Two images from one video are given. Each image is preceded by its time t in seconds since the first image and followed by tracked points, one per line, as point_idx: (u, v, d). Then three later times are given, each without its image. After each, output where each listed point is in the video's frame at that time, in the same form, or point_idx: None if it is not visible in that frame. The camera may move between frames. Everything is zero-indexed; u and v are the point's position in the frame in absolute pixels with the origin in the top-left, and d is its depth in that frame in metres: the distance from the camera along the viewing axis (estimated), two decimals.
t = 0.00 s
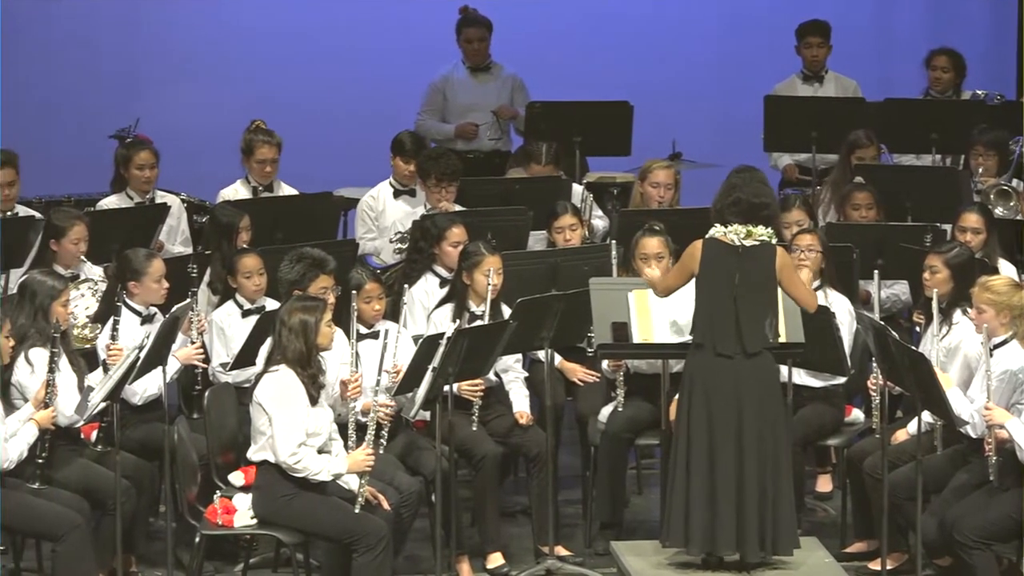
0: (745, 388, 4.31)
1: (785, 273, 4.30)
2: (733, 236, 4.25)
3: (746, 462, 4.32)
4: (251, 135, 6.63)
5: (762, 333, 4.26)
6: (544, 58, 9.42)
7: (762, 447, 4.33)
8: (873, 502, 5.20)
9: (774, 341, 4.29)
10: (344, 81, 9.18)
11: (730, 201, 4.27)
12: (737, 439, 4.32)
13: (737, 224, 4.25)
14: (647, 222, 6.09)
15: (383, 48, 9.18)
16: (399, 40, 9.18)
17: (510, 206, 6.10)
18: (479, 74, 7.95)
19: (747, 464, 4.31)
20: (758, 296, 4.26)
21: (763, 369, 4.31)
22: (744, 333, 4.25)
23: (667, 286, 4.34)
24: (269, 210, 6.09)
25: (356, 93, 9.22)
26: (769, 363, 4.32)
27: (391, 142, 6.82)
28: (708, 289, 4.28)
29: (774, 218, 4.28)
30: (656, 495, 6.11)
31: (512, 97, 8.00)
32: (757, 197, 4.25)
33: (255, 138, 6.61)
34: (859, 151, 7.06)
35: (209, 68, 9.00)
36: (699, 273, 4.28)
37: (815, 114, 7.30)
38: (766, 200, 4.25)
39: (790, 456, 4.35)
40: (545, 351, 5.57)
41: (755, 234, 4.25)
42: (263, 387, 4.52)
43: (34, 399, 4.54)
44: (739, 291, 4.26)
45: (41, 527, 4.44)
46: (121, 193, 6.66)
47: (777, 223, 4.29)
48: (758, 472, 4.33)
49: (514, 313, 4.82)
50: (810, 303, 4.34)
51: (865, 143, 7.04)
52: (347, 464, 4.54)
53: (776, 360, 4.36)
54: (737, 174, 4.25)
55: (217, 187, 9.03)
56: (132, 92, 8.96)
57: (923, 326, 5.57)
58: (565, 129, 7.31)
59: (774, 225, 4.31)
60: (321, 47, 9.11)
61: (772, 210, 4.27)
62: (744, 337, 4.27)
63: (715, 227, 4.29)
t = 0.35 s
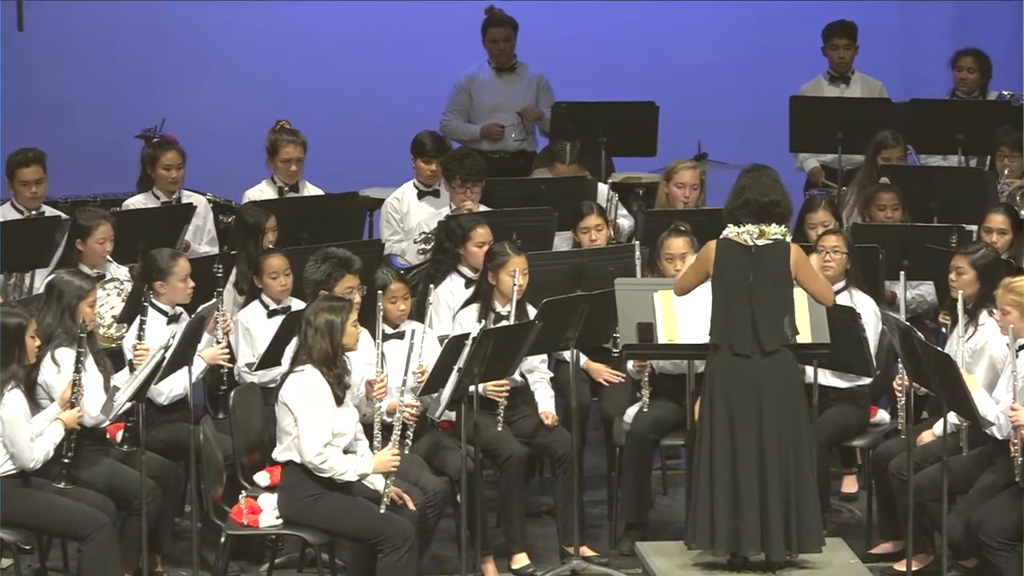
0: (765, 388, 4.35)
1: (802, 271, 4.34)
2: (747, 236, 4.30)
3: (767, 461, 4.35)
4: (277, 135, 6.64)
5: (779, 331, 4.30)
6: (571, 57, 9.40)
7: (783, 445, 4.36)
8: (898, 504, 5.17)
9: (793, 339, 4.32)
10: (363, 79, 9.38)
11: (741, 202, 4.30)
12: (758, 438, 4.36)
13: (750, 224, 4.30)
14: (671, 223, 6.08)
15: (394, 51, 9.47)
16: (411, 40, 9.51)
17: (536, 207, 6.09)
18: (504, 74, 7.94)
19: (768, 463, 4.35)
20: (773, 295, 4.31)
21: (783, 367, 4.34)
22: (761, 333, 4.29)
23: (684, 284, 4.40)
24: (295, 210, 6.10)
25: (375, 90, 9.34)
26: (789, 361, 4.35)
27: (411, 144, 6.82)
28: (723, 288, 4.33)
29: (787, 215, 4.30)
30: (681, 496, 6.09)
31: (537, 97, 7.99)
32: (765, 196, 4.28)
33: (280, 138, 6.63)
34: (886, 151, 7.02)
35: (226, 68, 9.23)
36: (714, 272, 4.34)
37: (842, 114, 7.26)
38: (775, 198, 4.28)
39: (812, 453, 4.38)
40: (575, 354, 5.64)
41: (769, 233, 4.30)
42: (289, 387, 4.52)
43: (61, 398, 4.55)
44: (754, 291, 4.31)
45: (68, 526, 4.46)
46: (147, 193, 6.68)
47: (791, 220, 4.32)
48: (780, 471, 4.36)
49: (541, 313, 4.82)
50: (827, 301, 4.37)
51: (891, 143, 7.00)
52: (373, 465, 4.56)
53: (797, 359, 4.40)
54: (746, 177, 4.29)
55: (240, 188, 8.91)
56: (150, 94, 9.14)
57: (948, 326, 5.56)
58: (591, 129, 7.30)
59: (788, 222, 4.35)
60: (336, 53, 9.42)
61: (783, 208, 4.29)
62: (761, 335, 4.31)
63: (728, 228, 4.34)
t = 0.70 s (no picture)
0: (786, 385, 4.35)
1: (820, 264, 4.37)
2: (762, 236, 4.32)
3: (788, 459, 4.34)
4: (306, 135, 6.66)
5: (798, 329, 4.30)
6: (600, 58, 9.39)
7: (804, 443, 4.35)
8: (928, 505, 5.14)
9: (813, 337, 4.32)
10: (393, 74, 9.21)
11: (753, 205, 4.35)
12: (779, 437, 4.35)
13: (766, 223, 4.32)
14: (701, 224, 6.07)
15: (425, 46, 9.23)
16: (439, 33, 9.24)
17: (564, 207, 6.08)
18: (534, 75, 7.93)
19: (789, 461, 4.34)
20: (793, 293, 4.31)
21: (804, 363, 4.34)
22: (780, 331, 4.30)
23: (705, 278, 4.45)
24: (324, 211, 6.11)
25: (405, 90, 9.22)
26: (808, 358, 4.34)
27: (444, 145, 6.83)
28: (741, 289, 4.34)
29: (800, 214, 4.33)
30: (711, 497, 6.07)
31: (566, 98, 7.98)
32: (777, 196, 4.32)
33: (309, 138, 6.64)
34: (916, 151, 6.96)
35: (253, 64, 9.05)
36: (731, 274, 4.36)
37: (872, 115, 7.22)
38: (787, 197, 4.31)
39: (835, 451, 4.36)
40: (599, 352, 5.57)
41: (785, 232, 4.32)
42: (318, 388, 4.53)
43: (90, 399, 4.57)
44: (771, 289, 4.32)
45: (97, 527, 4.47)
46: (177, 193, 6.71)
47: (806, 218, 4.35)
48: (801, 469, 4.35)
49: (569, 314, 4.80)
50: (857, 287, 4.43)
51: (921, 144, 6.94)
52: (402, 465, 4.56)
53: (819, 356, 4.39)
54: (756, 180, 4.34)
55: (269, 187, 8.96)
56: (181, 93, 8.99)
57: (979, 327, 5.52)
58: (620, 130, 7.29)
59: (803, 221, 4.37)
60: (360, 50, 9.17)
61: (796, 208, 4.32)
62: (779, 334, 4.31)
63: (745, 229, 4.36)
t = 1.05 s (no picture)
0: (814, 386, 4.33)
1: (849, 273, 4.29)
2: (793, 237, 4.30)
3: (815, 462, 4.33)
4: (339, 135, 6.67)
5: (827, 332, 4.29)
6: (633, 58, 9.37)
7: (831, 446, 4.34)
8: (961, 507, 5.11)
9: (843, 339, 4.30)
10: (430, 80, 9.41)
11: (784, 207, 4.33)
12: (806, 440, 4.34)
13: (797, 225, 4.30)
14: (735, 225, 6.05)
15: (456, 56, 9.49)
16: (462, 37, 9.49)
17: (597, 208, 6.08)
18: (567, 76, 7.92)
19: (816, 465, 4.33)
20: (823, 296, 4.29)
21: (832, 365, 4.32)
22: (808, 334, 4.28)
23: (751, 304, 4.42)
24: (358, 211, 6.12)
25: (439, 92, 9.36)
26: (835, 362, 4.32)
27: (482, 144, 6.82)
28: (772, 292, 4.33)
29: (832, 218, 4.32)
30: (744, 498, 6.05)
31: (600, 99, 7.97)
32: (810, 200, 4.30)
33: (343, 138, 6.65)
34: (948, 151, 6.92)
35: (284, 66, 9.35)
36: (762, 282, 4.34)
37: (905, 116, 7.18)
38: (820, 201, 4.30)
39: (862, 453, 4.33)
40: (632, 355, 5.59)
41: (816, 234, 4.30)
42: (351, 388, 4.53)
43: (123, 399, 4.59)
44: (802, 292, 4.30)
45: (129, 526, 4.49)
46: (211, 193, 6.73)
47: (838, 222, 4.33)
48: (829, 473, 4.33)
49: (603, 314, 4.79)
50: (874, 309, 4.32)
51: (953, 144, 6.90)
52: (435, 465, 4.56)
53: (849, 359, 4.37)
54: (787, 182, 4.31)
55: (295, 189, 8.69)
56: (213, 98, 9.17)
57: (1014, 328, 5.45)
58: (654, 130, 7.27)
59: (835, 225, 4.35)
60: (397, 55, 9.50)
61: (827, 211, 4.31)
62: (807, 337, 4.30)
63: (778, 231, 4.34)
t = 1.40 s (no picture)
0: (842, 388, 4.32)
1: (881, 270, 4.26)
2: (825, 237, 4.30)
3: (838, 463, 4.31)
4: (368, 135, 6.68)
5: (856, 332, 4.28)
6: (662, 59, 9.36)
7: (856, 448, 4.31)
8: (991, 508, 5.08)
9: (874, 340, 4.29)
10: (467, 71, 9.21)
11: (816, 207, 4.35)
12: (831, 440, 4.33)
13: (828, 225, 4.30)
14: (765, 227, 6.03)
15: (496, 45, 9.22)
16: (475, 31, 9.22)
17: (627, 210, 6.07)
18: (596, 77, 7.91)
19: (838, 465, 4.31)
20: (853, 295, 4.28)
21: (863, 367, 4.30)
22: (838, 334, 4.28)
23: (784, 299, 4.38)
24: (387, 211, 6.12)
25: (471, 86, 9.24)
26: (865, 363, 4.30)
27: (509, 146, 6.83)
28: (803, 292, 4.32)
29: (864, 217, 4.32)
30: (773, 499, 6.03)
31: (629, 99, 7.95)
32: (842, 198, 4.32)
33: (372, 138, 6.66)
34: (977, 153, 6.87)
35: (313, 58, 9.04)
36: (791, 283, 4.33)
37: (935, 119, 7.13)
38: (852, 199, 4.32)
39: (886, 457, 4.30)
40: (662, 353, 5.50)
41: (847, 235, 4.29)
42: (381, 388, 4.54)
43: (152, 399, 4.62)
44: (832, 292, 4.29)
45: (158, 527, 4.50)
46: (241, 193, 6.75)
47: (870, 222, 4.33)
48: (851, 475, 4.31)
49: (631, 316, 4.79)
50: (912, 303, 4.26)
51: (983, 145, 6.85)
52: (464, 465, 4.56)
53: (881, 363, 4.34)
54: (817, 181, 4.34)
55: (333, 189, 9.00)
56: (246, 89, 9.01)
57: None
58: (683, 131, 7.26)
59: (867, 226, 4.35)
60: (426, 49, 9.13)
61: (859, 210, 4.32)
62: (837, 337, 4.29)
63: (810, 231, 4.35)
